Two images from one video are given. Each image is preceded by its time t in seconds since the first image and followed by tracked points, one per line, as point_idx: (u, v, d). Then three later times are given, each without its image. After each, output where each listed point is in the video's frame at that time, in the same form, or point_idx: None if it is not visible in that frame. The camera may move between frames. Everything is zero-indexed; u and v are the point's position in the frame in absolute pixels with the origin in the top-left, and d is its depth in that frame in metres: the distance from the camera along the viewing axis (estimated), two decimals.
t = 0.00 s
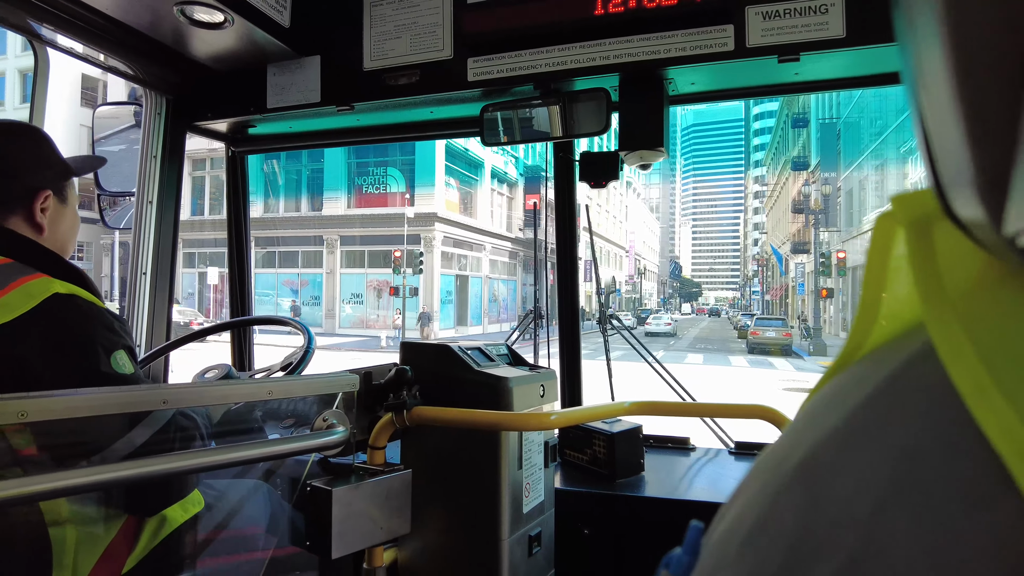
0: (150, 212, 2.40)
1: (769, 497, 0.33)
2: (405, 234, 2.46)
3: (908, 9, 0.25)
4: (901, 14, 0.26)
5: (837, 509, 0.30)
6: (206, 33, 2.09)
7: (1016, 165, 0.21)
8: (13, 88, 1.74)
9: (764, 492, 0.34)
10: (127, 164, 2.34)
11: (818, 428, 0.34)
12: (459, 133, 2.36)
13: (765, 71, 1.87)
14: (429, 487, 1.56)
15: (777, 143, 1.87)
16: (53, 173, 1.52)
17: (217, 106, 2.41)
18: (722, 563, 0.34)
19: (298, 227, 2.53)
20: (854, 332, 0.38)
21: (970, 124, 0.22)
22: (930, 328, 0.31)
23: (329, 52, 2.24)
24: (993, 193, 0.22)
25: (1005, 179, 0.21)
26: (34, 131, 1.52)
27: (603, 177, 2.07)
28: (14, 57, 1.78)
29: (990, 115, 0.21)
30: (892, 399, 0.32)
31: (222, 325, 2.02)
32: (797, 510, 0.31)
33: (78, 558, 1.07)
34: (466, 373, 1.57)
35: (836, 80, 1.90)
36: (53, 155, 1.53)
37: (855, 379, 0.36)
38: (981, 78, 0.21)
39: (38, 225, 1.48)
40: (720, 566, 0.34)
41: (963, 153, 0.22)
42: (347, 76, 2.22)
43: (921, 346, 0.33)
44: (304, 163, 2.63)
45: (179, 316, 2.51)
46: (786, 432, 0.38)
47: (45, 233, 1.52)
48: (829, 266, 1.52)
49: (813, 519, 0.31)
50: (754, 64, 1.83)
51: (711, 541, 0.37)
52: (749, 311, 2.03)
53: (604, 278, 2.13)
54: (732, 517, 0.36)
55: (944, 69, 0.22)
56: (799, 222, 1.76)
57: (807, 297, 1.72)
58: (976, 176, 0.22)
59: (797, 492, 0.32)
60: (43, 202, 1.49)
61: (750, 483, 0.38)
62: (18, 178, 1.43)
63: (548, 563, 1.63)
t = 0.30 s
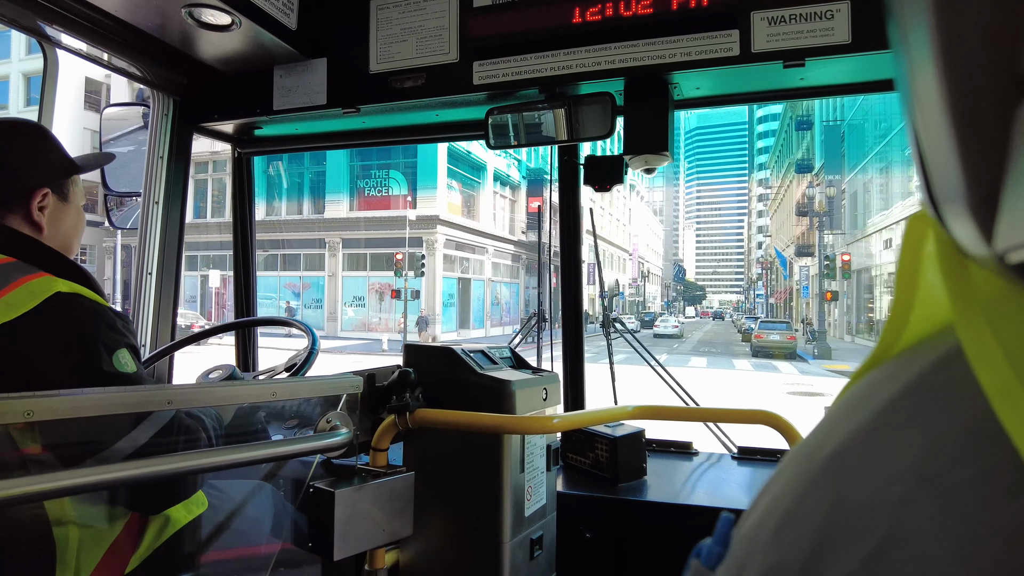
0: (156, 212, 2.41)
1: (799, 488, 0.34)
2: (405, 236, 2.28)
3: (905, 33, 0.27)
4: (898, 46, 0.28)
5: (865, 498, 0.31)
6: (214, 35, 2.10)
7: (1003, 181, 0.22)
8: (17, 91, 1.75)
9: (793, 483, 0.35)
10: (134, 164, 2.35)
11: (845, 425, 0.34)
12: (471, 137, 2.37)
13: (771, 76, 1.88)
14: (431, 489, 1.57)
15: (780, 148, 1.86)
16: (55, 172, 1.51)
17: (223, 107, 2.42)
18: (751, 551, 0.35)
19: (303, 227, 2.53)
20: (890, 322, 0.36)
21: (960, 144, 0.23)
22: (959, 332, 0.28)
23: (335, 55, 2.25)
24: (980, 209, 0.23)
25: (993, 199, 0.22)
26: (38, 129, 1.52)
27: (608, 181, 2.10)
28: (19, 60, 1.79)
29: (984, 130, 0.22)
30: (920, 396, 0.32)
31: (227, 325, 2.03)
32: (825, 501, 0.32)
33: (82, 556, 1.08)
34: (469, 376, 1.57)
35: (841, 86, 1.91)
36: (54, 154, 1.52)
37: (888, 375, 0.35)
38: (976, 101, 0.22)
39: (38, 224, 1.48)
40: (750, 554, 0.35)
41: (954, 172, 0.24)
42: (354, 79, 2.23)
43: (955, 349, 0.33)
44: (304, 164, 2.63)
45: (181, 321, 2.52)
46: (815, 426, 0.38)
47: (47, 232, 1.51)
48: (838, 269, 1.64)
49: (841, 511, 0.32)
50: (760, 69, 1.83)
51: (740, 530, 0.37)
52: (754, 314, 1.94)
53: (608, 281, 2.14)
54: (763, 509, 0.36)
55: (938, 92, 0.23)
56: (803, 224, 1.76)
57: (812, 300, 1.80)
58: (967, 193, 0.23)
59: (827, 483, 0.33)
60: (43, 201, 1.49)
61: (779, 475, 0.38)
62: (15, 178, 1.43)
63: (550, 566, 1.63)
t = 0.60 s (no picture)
0: (160, 211, 2.40)
1: (874, 443, 0.35)
2: (407, 237, 2.38)
3: (914, 33, 0.29)
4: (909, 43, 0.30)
5: (945, 453, 0.33)
6: (216, 33, 2.10)
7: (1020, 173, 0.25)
8: (21, 93, 1.75)
9: (867, 439, 0.36)
10: (137, 164, 2.35)
11: (924, 384, 0.35)
12: (476, 135, 2.34)
13: (776, 74, 1.86)
14: (433, 488, 1.56)
15: (785, 149, 1.87)
16: (51, 167, 1.51)
17: (227, 106, 2.42)
18: (820, 505, 0.36)
19: (303, 230, 2.58)
20: (976, 299, 0.38)
21: (979, 139, 0.26)
22: None
23: (339, 53, 2.25)
24: (994, 196, 0.26)
25: (1009, 188, 0.26)
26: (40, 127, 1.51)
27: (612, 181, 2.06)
28: (24, 61, 1.78)
29: (1007, 130, 0.26)
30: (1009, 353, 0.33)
31: (231, 324, 2.02)
32: (901, 457, 0.34)
33: (80, 554, 1.07)
34: (471, 375, 1.56)
35: (847, 86, 1.89)
36: (49, 149, 1.51)
37: (976, 335, 0.35)
38: (991, 101, 0.26)
39: (33, 221, 1.48)
40: (818, 507, 0.36)
41: (969, 164, 0.27)
42: (357, 78, 2.22)
43: None
44: (309, 164, 2.64)
45: (184, 322, 2.51)
46: (890, 389, 0.39)
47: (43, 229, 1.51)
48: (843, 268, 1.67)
49: (915, 469, 0.33)
50: (765, 68, 1.81)
51: (810, 486, 0.39)
52: (760, 316, 1.92)
53: (611, 281, 2.11)
54: (835, 463, 0.38)
55: (955, 92, 0.27)
56: (808, 225, 1.74)
57: (818, 301, 1.76)
58: (982, 186, 0.26)
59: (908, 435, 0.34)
60: (38, 197, 1.49)
61: (852, 434, 0.39)
62: (12, 175, 1.43)
63: (551, 568, 1.62)
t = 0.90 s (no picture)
0: (161, 209, 2.41)
1: (896, 436, 0.34)
2: (409, 235, 2.43)
3: (914, 29, 0.30)
4: (909, 45, 0.31)
5: (966, 449, 0.32)
6: (218, 31, 2.10)
7: None
8: (23, 94, 1.75)
9: (890, 431, 0.35)
10: (140, 161, 2.35)
11: (949, 377, 0.34)
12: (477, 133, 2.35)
13: (780, 72, 1.85)
14: (433, 487, 1.55)
15: (790, 146, 1.86)
16: (51, 165, 1.51)
17: (229, 104, 2.42)
18: (839, 498, 0.35)
19: (304, 229, 2.58)
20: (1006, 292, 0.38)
21: (983, 136, 0.27)
22: None
23: (341, 51, 2.24)
24: (996, 188, 0.27)
25: (1011, 180, 0.26)
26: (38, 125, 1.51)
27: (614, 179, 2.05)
28: (26, 60, 1.79)
29: (1009, 125, 0.26)
30: None
31: (232, 322, 2.02)
32: (923, 450, 0.33)
33: (80, 551, 1.06)
34: (472, 374, 1.56)
35: (852, 82, 1.87)
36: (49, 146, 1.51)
37: (1004, 329, 0.34)
38: (992, 93, 0.26)
39: (32, 217, 1.48)
40: (837, 500, 0.35)
41: (972, 161, 0.27)
42: (359, 75, 2.22)
43: None
44: (310, 163, 2.64)
45: (185, 321, 2.51)
46: (910, 383, 0.38)
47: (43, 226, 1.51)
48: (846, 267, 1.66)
49: (938, 462, 0.32)
50: (769, 65, 1.80)
51: (829, 479, 0.38)
52: (763, 314, 1.90)
53: (614, 279, 2.09)
54: (856, 456, 0.37)
55: (958, 87, 0.27)
56: (814, 223, 1.75)
57: (820, 301, 1.76)
58: (986, 178, 0.27)
59: (932, 429, 0.33)
60: (36, 193, 1.48)
61: (873, 427, 0.38)
62: (11, 171, 1.43)
63: (552, 567, 1.61)
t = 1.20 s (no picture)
0: (161, 206, 2.40)
1: (948, 414, 0.32)
2: (409, 235, 2.43)
3: (930, 27, 0.33)
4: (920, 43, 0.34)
5: None
6: (218, 27, 2.09)
7: None
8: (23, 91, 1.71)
9: (943, 408, 0.32)
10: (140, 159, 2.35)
11: (1005, 351, 0.31)
12: (474, 130, 2.34)
13: (783, 68, 1.84)
14: (433, 485, 1.55)
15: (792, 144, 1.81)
16: (30, 152, 1.46)
17: (229, 100, 2.41)
18: (887, 480, 0.33)
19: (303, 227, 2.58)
20: None
21: (999, 121, 0.29)
22: None
23: (340, 47, 2.23)
24: (1011, 170, 0.30)
25: None
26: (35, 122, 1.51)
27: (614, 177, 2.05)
28: (26, 59, 1.77)
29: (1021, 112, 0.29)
30: None
31: (232, 319, 2.02)
32: (977, 429, 0.30)
33: (77, 548, 1.06)
34: (472, 372, 1.55)
35: (856, 78, 1.86)
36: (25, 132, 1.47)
37: None
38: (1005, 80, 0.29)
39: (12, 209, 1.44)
40: (885, 483, 0.33)
41: (989, 147, 0.30)
42: (360, 71, 2.21)
43: None
44: (310, 162, 2.64)
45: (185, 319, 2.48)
46: (960, 364, 0.36)
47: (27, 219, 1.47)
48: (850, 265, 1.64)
49: (993, 439, 0.29)
50: (771, 61, 1.79)
51: (879, 460, 0.36)
52: (766, 313, 1.91)
53: (616, 279, 2.08)
54: (906, 438, 0.35)
55: (976, 80, 0.30)
56: (816, 222, 1.72)
57: (824, 299, 1.73)
58: (1002, 161, 0.30)
59: (985, 404, 0.30)
60: (18, 185, 1.45)
61: (927, 407, 0.36)
62: None
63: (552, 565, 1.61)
